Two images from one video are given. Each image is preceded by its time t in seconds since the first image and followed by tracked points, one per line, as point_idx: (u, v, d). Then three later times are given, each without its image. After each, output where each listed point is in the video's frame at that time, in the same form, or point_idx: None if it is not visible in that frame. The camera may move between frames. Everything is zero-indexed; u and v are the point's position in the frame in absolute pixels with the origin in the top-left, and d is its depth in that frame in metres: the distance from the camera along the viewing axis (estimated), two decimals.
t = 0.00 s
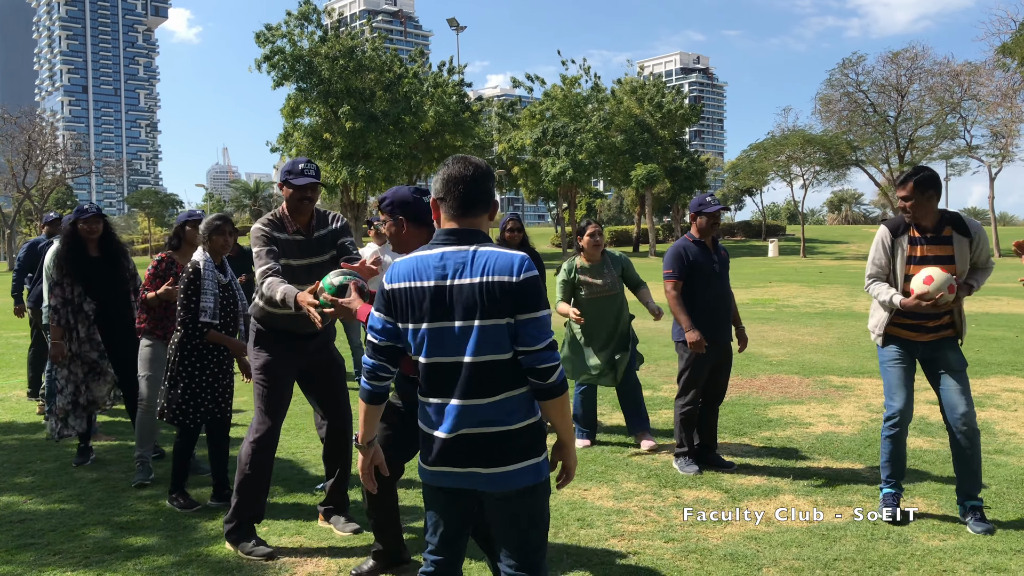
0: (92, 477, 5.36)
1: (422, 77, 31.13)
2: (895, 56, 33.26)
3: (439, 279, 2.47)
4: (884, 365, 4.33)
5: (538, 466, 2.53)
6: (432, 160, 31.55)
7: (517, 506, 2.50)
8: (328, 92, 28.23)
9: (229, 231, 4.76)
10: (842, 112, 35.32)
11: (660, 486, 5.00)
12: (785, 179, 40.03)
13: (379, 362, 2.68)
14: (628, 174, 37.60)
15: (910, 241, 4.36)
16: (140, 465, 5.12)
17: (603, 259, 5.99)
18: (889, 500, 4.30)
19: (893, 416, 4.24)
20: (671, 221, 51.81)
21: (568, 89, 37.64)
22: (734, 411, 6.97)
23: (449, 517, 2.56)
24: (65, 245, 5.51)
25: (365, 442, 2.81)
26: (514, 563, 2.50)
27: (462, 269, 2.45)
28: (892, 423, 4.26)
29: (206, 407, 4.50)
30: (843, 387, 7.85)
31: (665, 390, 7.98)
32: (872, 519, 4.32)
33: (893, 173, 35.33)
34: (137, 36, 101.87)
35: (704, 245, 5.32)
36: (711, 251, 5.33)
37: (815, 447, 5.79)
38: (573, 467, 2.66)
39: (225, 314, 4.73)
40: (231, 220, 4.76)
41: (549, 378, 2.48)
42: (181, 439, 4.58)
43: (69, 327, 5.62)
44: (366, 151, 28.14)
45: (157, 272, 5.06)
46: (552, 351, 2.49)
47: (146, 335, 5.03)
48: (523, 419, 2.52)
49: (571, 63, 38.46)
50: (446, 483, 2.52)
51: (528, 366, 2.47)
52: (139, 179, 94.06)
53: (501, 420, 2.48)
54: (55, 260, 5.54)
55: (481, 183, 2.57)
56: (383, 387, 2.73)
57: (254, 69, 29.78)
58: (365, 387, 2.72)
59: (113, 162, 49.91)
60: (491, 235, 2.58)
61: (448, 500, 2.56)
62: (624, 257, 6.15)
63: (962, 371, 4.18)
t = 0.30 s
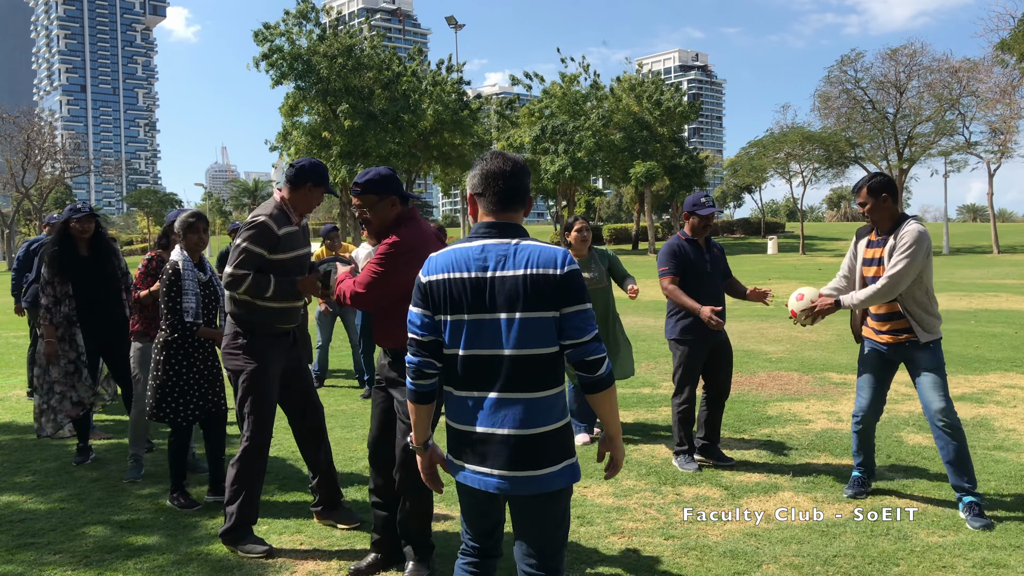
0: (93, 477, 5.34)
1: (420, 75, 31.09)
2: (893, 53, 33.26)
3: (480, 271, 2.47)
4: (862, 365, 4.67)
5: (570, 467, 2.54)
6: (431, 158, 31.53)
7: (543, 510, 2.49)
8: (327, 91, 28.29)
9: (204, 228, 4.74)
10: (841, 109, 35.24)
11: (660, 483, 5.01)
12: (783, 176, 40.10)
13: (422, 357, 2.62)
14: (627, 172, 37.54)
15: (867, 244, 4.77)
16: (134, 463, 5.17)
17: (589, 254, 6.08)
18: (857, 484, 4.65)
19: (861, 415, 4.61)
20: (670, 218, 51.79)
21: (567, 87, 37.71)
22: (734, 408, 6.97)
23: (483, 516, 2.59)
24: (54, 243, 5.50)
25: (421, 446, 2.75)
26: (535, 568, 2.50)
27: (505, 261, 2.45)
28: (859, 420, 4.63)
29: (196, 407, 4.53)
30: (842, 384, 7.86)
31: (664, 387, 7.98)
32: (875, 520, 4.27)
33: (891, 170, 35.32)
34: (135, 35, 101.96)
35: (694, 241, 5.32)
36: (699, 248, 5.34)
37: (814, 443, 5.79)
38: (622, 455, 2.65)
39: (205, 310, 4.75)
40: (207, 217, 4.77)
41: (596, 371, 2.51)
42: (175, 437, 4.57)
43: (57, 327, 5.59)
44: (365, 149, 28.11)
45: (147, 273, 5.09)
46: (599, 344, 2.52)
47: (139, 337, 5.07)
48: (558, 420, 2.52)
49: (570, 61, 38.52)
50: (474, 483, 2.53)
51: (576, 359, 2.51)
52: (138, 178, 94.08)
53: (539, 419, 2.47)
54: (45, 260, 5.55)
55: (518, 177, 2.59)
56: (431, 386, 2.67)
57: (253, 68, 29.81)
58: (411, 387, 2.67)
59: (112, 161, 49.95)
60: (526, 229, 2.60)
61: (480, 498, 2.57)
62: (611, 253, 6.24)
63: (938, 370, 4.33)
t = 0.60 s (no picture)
0: (94, 477, 5.35)
1: (420, 74, 31.09)
2: (893, 51, 33.26)
3: (475, 269, 2.46)
4: (845, 351, 4.72)
5: (562, 462, 2.54)
6: (431, 156, 31.51)
7: (535, 504, 2.50)
8: (326, 90, 28.32)
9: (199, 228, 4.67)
10: (841, 106, 35.23)
11: (660, 482, 5.01)
12: (783, 174, 40.15)
13: (419, 354, 2.66)
14: (627, 170, 37.52)
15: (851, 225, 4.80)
16: (134, 462, 5.16)
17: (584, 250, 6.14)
18: (859, 483, 4.65)
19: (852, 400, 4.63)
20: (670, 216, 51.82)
21: (567, 85, 37.77)
22: (734, 406, 6.97)
23: (475, 510, 2.59)
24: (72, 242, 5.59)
25: (422, 428, 2.82)
26: (530, 563, 2.50)
27: (499, 259, 2.43)
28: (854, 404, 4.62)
29: (194, 406, 4.52)
30: (841, 382, 7.87)
31: (664, 386, 7.99)
32: (874, 520, 4.23)
33: (891, 168, 35.34)
34: (134, 34, 101.97)
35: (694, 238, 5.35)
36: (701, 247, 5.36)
37: (814, 442, 5.79)
38: (611, 447, 2.68)
39: (200, 307, 4.75)
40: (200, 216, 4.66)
41: (587, 368, 2.53)
42: (174, 436, 4.55)
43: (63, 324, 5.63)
44: (364, 149, 28.14)
45: (129, 272, 5.04)
46: (591, 343, 2.53)
47: (124, 338, 4.99)
48: (551, 414, 2.53)
49: (570, 59, 38.58)
50: (466, 475, 2.54)
51: (568, 357, 2.52)
52: (137, 178, 94.23)
53: (530, 414, 2.47)
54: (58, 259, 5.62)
55: (514, 176, 2.58)
56: (426, 378, 2.72)
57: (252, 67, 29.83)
58: (409, 379, 2.73)
59: (112, 161, 49.97)
60: (523, 227, 2.59)
61: (475, 491, 2.56)
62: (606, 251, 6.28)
63: (907, 361, 4.50)
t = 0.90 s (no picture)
0: (96, 476, 5.36)
1: (420, 72, 31.07)
2: (893, 48, 33.25)
3: (454, 267, 2.48)
4: (819, 344, 4.79)
5: (548, 457, 2.52)
6: (431, 155, 31.46)
7: (528, 498, 2.50)
8: (326, 88, 28.30)
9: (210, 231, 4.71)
10: (841, 103, 35.25)
11: (662, 479, 5.01)
12: (784, 171, 40.17)
13: (410, 352, 2.70)
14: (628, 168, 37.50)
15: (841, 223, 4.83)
16: (136, 463, 5.18)
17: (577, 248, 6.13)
18: (798, 469, 4.81)
19: (813, 393, 4.74)
20: (670, 214, 51.86)
21: (568, 83, 37.77)
22: (735, 403, 6.98)
23: (468, 506, 2.59)
24: (95, 240, 5.61)
25: (410, 429, 2.83)
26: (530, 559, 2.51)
27: (476, 257, 2.45)
28: (818, 395, 4.72)
29: (199, 402, 4.49)
30: (842, 379, 7.88)
31: (665, 384, 7.99)
32: (873, 520, 4.20)
33: (892, 165, 35.35)
34: (133, 33, 101.84)
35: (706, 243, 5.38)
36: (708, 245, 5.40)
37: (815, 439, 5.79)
38: (569, 443, 2.69)
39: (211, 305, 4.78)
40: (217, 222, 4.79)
41: (559, 369, 2.48)
42: (183, 431, 4.48)
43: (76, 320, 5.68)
44: (365, 147, 28.17)
45: (125, 271, 5.03)
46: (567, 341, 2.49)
47: (123, 338, 4.97)
48: (535, 411, 2.51)
49: (570, 57, 38.59)
50: (453, 472, 2.55)
51: (542, 356, 2.48)
52: (137, 176, 94.18)
53: (513, 410, 2.46)
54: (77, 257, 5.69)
55: (503, 179, 2.59)
56: (417, 373, 2.75)
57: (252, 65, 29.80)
58: (400, 376, 2.75)
59: (112, 160, 49.94)
60: (509, 228, 2.59)
61: (467, 487, 2.56)
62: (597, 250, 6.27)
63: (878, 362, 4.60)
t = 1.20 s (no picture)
0: (97, 475, 5.38)
1: (422, 70, 31.07)
2: (895, 45, 33.21)
3: (456, 263, 2.50)
4: (796, 350, 4.78)
5: (550, 452, 2.50)
6: (432, 153, 31.41)
7: (532, 494, 2.50)
8: (327, 87, 28.29)
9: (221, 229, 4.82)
10: (842, 101, 35.22)
11: (664, 477, 5.01)
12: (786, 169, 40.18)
13: (415, 349, 2.73)
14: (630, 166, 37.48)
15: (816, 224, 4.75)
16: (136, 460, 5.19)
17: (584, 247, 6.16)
18: (793, 471, 4.79)
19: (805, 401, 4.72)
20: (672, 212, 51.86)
21: (569, 81, 37.78)
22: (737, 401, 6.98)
23: (470, 503, 2.58)
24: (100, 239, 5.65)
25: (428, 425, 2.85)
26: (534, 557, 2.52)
27: (479, 254, 2.46)
28: (804, 404, 4.73)
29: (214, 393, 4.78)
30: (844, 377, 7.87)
31: (667, 382, 7.98)
32: (874, 519, 4.17)
33: (893, 162, 35.34)
34: (135, 33, 101.89)
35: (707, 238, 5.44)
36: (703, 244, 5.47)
37: (817, 436, 5.79)
38: (603, 460, 2.63)
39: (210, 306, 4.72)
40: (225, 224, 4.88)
41: (561, 362, 2.43)
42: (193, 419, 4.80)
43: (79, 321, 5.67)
44: (366, 145, 28.19)
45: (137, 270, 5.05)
46: (567, 336, 2.43)
47: (133, 335, 4.99)
48: (536, 406, 2.49)
49: (571, 55, 38.61)
50: (454, 469, 2.54)
51: (541, 350, 2.44)
52: (138, 175, 94.29)
53: (513, 405, 2.45)
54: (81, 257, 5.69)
55: (508, 178, 2.58)
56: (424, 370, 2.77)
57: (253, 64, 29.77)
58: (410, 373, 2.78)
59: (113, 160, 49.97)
60: (514, 226, 2.60)
61: (471, 484, 2.56)
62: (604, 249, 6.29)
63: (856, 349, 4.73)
